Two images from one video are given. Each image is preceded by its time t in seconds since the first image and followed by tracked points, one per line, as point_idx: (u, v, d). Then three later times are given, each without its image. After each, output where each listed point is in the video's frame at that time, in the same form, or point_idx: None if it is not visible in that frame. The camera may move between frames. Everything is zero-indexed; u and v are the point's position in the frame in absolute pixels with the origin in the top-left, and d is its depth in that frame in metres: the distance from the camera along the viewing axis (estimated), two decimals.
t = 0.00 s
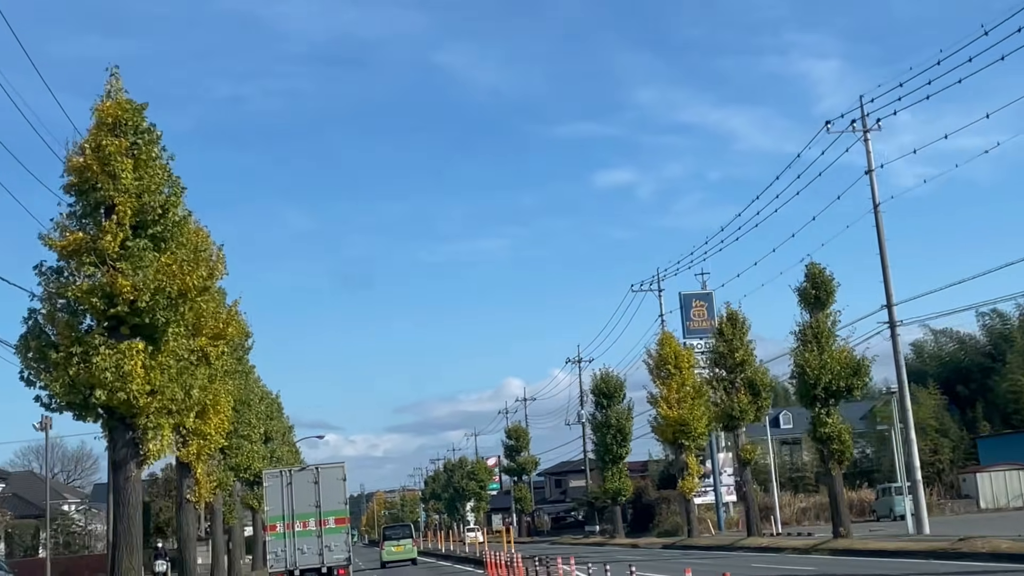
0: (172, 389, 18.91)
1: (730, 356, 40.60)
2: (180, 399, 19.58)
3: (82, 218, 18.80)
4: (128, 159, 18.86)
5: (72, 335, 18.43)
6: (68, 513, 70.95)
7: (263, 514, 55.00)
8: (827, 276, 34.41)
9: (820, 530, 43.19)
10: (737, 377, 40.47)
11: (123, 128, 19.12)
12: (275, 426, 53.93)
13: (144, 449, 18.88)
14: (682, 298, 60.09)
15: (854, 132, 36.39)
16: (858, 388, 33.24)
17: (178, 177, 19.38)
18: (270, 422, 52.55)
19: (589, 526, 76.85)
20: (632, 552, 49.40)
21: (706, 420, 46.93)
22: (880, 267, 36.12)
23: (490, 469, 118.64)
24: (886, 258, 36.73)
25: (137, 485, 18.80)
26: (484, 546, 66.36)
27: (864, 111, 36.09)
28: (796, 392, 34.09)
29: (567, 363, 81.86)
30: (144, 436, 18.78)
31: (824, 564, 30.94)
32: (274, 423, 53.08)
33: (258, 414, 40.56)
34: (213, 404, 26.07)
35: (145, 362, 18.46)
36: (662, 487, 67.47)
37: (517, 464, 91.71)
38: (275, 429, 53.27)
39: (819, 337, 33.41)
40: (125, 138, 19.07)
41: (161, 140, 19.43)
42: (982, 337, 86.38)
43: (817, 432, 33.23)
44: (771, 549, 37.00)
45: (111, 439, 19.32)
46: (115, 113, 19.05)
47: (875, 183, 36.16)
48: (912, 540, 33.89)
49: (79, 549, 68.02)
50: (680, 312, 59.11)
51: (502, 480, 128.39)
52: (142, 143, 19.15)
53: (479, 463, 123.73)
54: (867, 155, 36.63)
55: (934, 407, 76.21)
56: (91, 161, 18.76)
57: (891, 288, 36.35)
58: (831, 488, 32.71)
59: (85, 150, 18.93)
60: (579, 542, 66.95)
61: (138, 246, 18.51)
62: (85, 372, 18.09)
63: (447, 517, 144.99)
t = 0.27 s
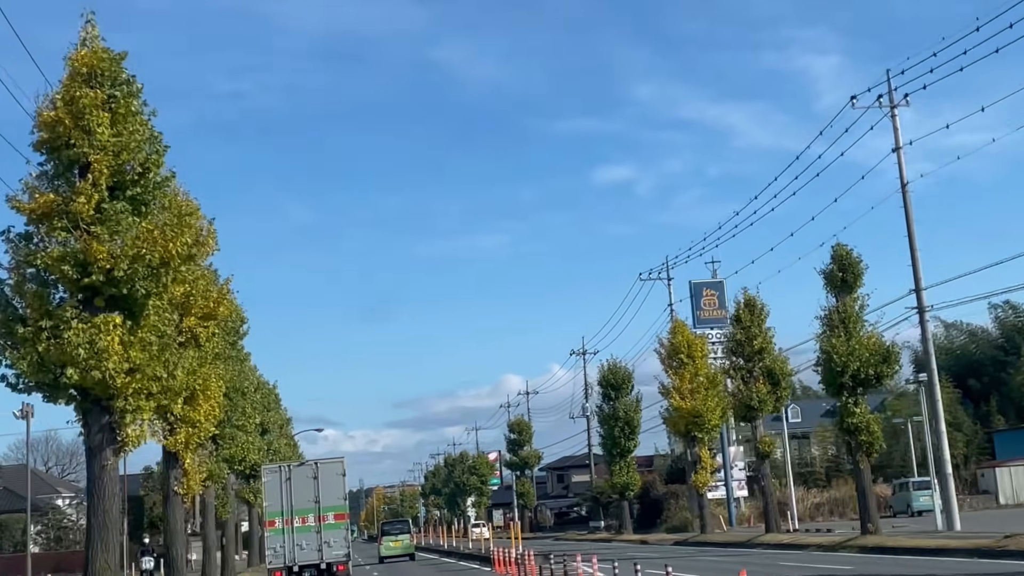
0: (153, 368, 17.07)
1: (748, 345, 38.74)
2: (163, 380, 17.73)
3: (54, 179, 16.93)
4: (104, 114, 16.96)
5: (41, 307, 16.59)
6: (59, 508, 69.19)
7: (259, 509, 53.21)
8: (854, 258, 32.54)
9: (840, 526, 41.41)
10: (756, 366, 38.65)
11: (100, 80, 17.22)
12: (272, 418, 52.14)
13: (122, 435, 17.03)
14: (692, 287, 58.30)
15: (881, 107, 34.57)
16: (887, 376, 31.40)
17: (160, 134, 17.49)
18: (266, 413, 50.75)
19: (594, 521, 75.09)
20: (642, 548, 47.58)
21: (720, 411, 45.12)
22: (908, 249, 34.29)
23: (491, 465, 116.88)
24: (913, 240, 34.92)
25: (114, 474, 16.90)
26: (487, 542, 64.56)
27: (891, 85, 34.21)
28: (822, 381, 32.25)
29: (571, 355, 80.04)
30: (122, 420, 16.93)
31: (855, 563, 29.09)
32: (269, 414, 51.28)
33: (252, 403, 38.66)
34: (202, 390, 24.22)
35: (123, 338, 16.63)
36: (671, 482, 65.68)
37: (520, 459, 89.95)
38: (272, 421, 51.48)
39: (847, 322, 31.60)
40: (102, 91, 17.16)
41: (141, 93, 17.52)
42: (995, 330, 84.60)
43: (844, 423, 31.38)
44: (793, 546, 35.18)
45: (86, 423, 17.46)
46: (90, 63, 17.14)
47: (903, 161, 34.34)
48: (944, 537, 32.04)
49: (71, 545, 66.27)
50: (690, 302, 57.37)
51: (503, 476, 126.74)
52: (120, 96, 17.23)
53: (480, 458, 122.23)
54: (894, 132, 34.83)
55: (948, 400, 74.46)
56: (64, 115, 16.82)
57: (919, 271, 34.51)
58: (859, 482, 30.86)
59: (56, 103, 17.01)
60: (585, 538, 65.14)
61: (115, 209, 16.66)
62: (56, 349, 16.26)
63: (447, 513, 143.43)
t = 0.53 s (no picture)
0: (129, 343, 15.17)
1: (769, 332, 36.75)
2: (141, 358, 15.80)
3: (19, 131, 14.97)
4: (76, 57, 14.98)
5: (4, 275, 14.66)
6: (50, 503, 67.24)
7: (255, 504, 51.26)
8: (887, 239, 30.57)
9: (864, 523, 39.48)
10: (777, 354, 36.70)
11: (70, 20, 15.25)
12: (269, 411, 50.25)
13: (94, 419, 15.09)
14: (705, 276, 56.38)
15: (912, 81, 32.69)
16: (923, 363, 29.45)
17: (138, 83, 15.57)
18: (263, 405, 48.87)
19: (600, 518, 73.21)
20: (655, 545, 45.63)
21: (736, 402, 43.20)
22: (942, 230, 32.38)
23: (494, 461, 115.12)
24: (946, 220, 33.00)
25: (86, 463, 14.87)
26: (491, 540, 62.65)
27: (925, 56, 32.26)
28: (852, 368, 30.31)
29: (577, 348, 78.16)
30: (94, 402, 15.00)
31: (893, 563, 27.12)
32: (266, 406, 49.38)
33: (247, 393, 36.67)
34: (189, 373, 22.28)
35: (96, 309, 14.71)
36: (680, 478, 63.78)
37: (524, 454, 88.06)
38: (268, 413, 49.57)
39: (879, 306, 29.71)
40: (72, 32, 15.19)
41: (117, 36, 15.59)
42: (1010, 323, 82.69)
43: (877, 413, 29.44)
44: (819, 544, 33.25)
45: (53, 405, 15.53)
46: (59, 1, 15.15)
47: (935, 137, 32.45)
48: (982, 534, 30.10)
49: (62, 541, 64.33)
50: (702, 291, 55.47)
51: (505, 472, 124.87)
52: (93, 38, 15.28)
53: (482, 454, 120.45)
54: (926, 107, 32.99)
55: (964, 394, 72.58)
56: (29, 58, 14.79)
57: (953, 253, 32.57)
58: (893, 477, 28.93)
59: (21, 45, 15.01)
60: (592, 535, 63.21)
61: (86, 163, 14.73)
62: (19, 321, 14.32)
63: (448, 509, 141.61)
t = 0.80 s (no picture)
0: (101, 312, 13.36)
1: (791, 319, 34.90)
2: (113, 331, 14.01)
3: None
4: None
5: None
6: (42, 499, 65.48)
7: (252, 499, 49.47)
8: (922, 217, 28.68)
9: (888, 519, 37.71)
10: (800, 342, 34.86)
11: None
12: (266, 403, 48.46)
13: (59, 400, 13.24)
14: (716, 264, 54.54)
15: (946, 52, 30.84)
16: (961, 350, 27.60)
17: (107, 18, 13.76)
18: (260, 397, 47.08)
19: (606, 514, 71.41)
20: (667, 543, 43.81)
21: (753, 393, 41.39)
22: (977, 209, 30.55)
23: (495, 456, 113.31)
24: (981, 198, 31.15)
25: (51, 449, 12.99)
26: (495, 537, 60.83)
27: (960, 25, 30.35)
28: (885, 355, 28.48)
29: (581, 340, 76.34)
30: (59, 379, 13.21)
31: (935, 562, 25.26)
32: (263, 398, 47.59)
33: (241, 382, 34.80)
34: (176, 355, 20.43)
35: (62, 274, 12.85)
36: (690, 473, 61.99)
37: (527, 449, 86.29)
38: (265, 405, 47.79)
39: (915, 289, 27.88)
40: None
41: None
42: None
43: (912, 402, 27.61)
44: (847, 541, 31.44)
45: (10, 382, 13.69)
46: None
47: (970, 110, 30.61)
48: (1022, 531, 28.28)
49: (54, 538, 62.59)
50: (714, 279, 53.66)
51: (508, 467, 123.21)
52: None
53: (484, 449, 118.77)
54: (959, 79, 31.14)
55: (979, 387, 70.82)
56: None
57: (990, 234, 30.69)
58: (930, 470, 27.15)
59: None
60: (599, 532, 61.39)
61: (49, 107, 12.90)
62: None
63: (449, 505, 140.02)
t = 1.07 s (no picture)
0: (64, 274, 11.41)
1: (817, 305, 33.10)
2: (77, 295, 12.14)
3: None
4: None
5: None
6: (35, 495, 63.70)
7: (249, 495, 47.64)
8: (964, 193, 26.86)
9: (918, 516, 35.88)
10: (826, 330, 33.03)
11: None
12: (264, 395, 46.66)
13: (15, 374, 11.46)
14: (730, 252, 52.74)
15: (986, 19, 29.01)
16: (1007, 334, 25.72)
17: None
18: (258, 390, 45.30)
19: (614, 511, 69.66)
20: (683, 541, 41.98)
21: (773, 384, 39.60)
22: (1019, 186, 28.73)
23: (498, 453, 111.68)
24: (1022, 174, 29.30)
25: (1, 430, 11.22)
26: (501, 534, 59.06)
27: None
28: (924, 340, 26.63)
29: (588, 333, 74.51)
30: (14, 351, 11.32)
31: (985, 563, 23.41)
32: (261, 390, 45.77)
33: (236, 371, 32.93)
34: (161, 336, 18.62)
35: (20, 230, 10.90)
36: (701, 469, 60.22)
37: (532, 445, 84.52)
38: (263, 397, 45.93)
39: (957, 269, 26.07)
40: None
41: None
42: None
43: (954, 390, 25.74)
44: (881, 539, 29.56)
45: None
46: None
47: (1011, 82, 28.79)
48: None
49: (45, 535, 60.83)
50: (728, 268, 51.84)
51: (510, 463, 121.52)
52: None
53: (487, 445, 117.17)
54: (1000, 49, 29.32)
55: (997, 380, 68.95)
56: None
57: None
58: (975, 463, 25.35)
59: None
60: (608, 529, 59.59)
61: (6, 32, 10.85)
62: None
63: (451, 502, 138.42)
